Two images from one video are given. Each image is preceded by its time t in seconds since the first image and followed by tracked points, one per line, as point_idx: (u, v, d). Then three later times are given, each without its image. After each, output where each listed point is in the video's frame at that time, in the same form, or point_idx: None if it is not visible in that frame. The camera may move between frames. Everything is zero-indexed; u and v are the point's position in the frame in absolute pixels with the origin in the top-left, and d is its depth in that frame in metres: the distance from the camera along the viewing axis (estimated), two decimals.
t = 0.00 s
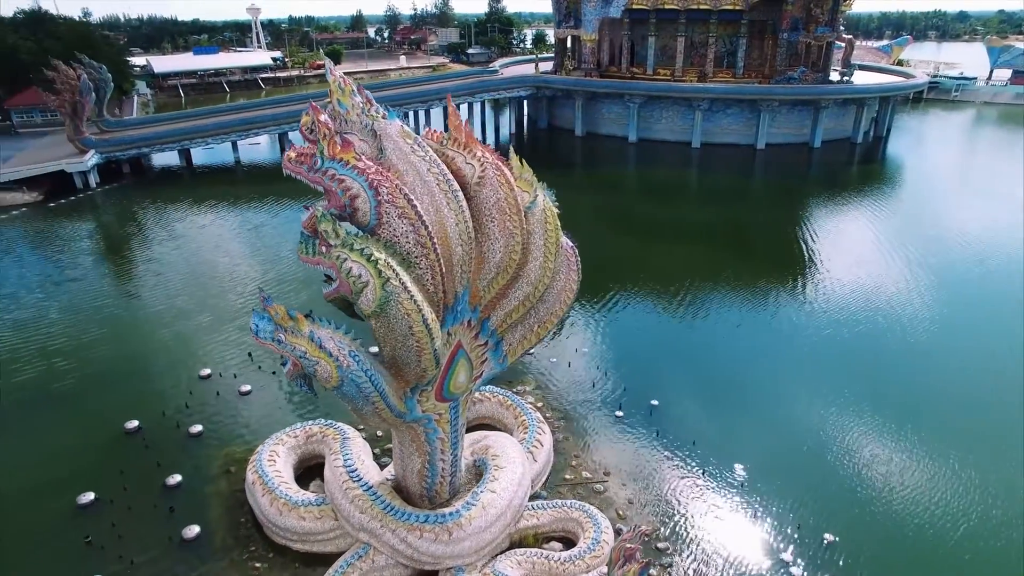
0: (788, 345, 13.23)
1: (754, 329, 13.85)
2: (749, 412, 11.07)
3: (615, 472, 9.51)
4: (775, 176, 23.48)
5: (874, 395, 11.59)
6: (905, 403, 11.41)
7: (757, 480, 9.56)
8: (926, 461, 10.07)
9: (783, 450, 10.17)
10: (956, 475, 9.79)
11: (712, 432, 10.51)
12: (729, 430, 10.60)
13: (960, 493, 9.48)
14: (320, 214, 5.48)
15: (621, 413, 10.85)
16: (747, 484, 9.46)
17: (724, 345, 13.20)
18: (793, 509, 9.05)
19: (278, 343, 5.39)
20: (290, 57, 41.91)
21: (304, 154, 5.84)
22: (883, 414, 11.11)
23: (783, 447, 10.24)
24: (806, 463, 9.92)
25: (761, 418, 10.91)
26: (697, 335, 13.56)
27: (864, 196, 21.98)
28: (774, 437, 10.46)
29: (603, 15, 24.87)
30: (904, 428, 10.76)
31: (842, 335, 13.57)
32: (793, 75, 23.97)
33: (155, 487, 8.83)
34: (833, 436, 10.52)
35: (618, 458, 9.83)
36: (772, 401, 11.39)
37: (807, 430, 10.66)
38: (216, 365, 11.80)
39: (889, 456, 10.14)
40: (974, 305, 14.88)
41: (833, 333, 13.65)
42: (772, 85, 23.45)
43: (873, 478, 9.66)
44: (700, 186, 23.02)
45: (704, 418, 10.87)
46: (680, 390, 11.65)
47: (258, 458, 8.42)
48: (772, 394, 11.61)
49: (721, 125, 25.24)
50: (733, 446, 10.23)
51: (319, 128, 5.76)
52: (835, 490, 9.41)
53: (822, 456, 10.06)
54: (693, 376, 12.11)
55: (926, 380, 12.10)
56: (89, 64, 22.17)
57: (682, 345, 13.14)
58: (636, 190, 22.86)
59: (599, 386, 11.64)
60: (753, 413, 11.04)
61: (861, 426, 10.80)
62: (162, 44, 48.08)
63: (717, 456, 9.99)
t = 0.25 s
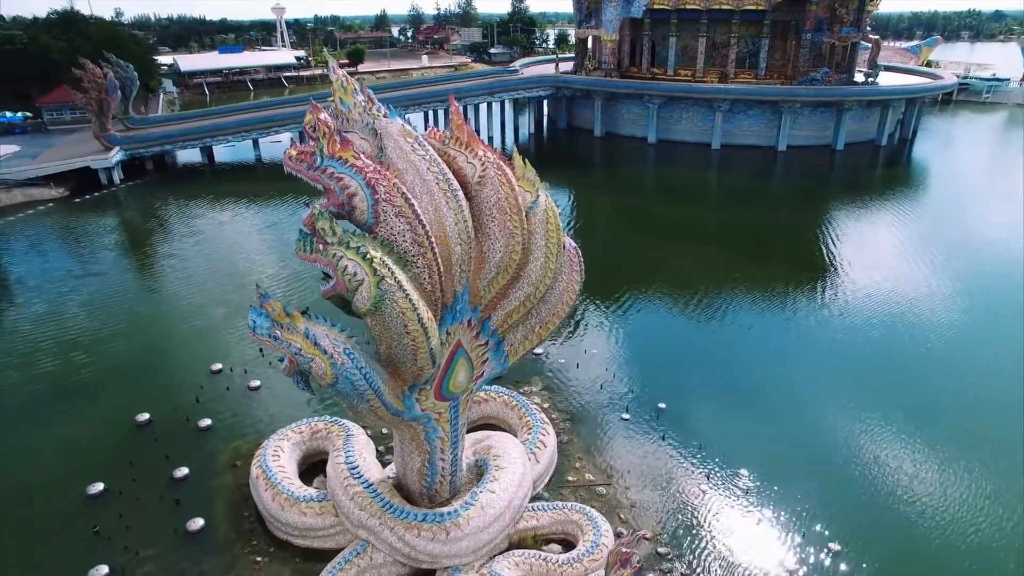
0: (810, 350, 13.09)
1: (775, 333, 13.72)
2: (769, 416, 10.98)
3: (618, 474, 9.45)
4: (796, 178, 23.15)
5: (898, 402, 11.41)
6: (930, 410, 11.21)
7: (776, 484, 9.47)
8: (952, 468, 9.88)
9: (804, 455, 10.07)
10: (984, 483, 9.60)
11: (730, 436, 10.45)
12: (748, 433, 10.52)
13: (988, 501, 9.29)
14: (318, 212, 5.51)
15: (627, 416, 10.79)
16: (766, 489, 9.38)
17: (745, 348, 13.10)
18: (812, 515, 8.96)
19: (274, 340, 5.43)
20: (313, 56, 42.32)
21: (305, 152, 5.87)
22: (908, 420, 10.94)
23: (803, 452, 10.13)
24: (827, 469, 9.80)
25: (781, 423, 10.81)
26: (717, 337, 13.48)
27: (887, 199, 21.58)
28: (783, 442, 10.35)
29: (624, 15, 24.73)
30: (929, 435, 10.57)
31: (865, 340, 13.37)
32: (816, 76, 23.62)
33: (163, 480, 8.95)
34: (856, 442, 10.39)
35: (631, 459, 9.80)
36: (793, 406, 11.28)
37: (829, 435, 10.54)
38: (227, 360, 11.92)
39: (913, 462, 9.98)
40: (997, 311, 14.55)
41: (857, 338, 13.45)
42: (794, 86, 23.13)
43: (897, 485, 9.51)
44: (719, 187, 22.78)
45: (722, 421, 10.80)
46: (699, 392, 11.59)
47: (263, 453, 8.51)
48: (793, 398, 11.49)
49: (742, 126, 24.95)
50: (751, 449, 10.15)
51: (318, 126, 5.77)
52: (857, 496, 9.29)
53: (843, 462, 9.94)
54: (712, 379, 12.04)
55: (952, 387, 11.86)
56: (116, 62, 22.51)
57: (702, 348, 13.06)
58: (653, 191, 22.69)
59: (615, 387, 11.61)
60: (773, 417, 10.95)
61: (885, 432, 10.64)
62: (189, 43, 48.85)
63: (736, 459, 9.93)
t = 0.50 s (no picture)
0: (835, 355, 12.88)
1: (799, 337, 13.53)
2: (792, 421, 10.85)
3: (622, 477, 9.37)
4: (820, 181, 22.76)
5: (926, 411, 11.19)
6: (959, 419, 10.99)
7: (798, 492, 9.37)
8: (974, 480, 9.68)
9: (826, 463, 9.93)
10: (999, 496, 9.37)
11: (744, 441, 10.34)
12: (770, 439, 10.42)
13: (1020, 515, 9.09)
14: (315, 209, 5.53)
15: (633, 418, 10.69)
16: (787, 495, 9.29)
17: (768, 351, 12.95)
18: (835, 524, 8.85)
19: (270, 336, 5.49)
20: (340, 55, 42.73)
21: (304, 150, 5.91)
22: (922, 430, 10.71)
23: (827, 460, 10.00)
24: (850, 477, 9.68)
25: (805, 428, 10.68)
26: (739, 340, 13.34)
27: (913, 203, 21.11)
28: (793, 449, 10.19)
29: (647, 15, 24.57)
30: (958, 445, 10.37)
31: (888, 346, 13.12)
32: (842, 77, 23.23)
33: (171, 472, 9.10)
34: (883, 450, 10.24)
35: (646, 462, 9.74)
36: (816, 412, 11.12)
37: (854, 443, 10.39)
38: (240, 354, 12.08)
39: (933, 473, 9.79)
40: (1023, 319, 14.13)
41: (883, 344, 13.20)
42: (819, 88, 22.77)
43: (923, 496, 9.35)
44: (740, 190, 22.50)
45: (743, 425, 10.70)
46: (719, 396, 11.48)
47: (268, 448, 8.60)
48: (816, 404, 11.33)
49: (765, 128, 24.62)
50: (773, 455, 10.04)
51: (316, 125, 5.81)
52: (881, 506, 9.16)
53: (868, 471, 9.79)
54: (734, 383, 11.92)
55: (975, 397, 11.58)
56: (144, 60, 22.92)
57: (724, 351, 12.94)
58: (673, 193, 22.49)
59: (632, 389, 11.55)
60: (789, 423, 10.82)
61: (912, 440, 10.47)
62: (218, 42, 49.62)
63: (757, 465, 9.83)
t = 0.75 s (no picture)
0: (860, 360, 12.72)
1: (824, 341, 13.38)
2: (816, 426, 10.74)
3: (625, 481, 9.29)
4: (840, 184, 22.42)
5: (954, 418, 11.00)
6: (983, 428, 10.76)
7: (822, 497, 9.27)
8: (989, 490, 9.47)
9: (851, 469, 9.82)
10: (1014, 506, 9.16)
11: (752, 446, 10.22)
12: (778, 444, 10.28)
13: None
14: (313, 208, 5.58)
15: (638, 422, 10.62)
16: (810, 500, 9.20)
17: (780, 356, 12.79)
18: (860, 530, 8.75)
19: (265, 332, 5.50)
20: (361, 54, 43.05)
21: (303, 148, 5.95)
22: (936, 438, 10.51)
23: (852, 466, 9.88)
24: (876, 483, 9.56)
25: (829, 433, 10.56)
26: (761, 344, 13.23)
27: (936, 208, 20.71)
28: (801, 455, 10.05)
29: (667, 15, 24.40)
30: (988, 453, 10.18)
31: (904, 353, 12.89)
32: (865, 79, 22.86)
33: (177, 464, 9.22)
34: (894, 458, 10.06)
35: (661, 465, 9.70)
36: (840, 417, 11.00)
37: (880, 449, 10.26)
38: (250, 350, 12.23)
39: (947, 482, 9.60)
40: None
41: (910, 350, 13.00)
42: (841, 90, 22.45)
43: (952, 504, 9.20)
44: (758, 192, 22.24)
45: (765, 429, 10.63)
46: (742, 399, 11.40)
47: (272, 443, 8.69)
48: (841, 409, 11.21)
49: (785, 130, 24.33)
50: (796, 460, 9.96)
51: (316, 124, 5.84)
52: (908, 514, 9.03)
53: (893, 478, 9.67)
54: (757, 386, 11.83)
55: (993, 406, 11.33)
56: (167, 59, 23.23)
57: (747, 354, 12.84)
58: (690, 195, 22.31)
59: (651, 391, 11.52)
60: (799, 428, 10.67)
61: (933, 449, 10.27)
62: (242, 41, 50.26)
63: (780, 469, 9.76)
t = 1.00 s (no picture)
0: (886, 366, 12.48)
1: (841, 347, 13.13)
2: (838, 431, 10.59)
3: (629, 485, 9.21)
4: (865, 188, 22.00)
5: (979, 427, 10.72)
6: (1004, 439, 10.46)
7: (842, 503, 9.13)
8: (1008, 502, 9.21)
9: (874, 475, 9.66)
10: None
11: (763, 452, 10.06)
12: (789, 451, 10.11)
13: None
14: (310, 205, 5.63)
15: (645, 425, 10.52)
16: (830, 506, 9.06)
17: (795, 361, 12.58)
18: (882, 538, 8.60)
19: (262, 328, 5.57)
20: (387, 54, 43.38)
21: (304, 146, 5.99)
22: (955, 448, 10.25)
23: (874, 473, 9.72)
24: (898, 490, 9.39)
25: (851, 439, 10.41)
26: (784, 347, 13.06)
27: (964, 213, 20.21)
28: (813, 463, 9.88)
29: (691, 15, 24.17)
30: (1009, 465, 9.90)
31: (924, 361, 12.61)
32: (894, 80, 22.41)
33: (186, 457, 9.38)
34: (909, 468, 9.84)
35: (677, 467, 9.64)
36: (862, 423, 10.83)
37: (905, 456, 10.07)
38: (264, 345, 12.39)
39: (964, 493, 9.36)
40: None
41: (937, 357, 12.73)
42: (867, 91, 22.04)
43: (979, 514, 9.00)
44: (780, 195, 21.93)
45: (777, 435, 10.45)
46: (762, 403, 11.28)
47: (277, 438, 8.80)
48: (863, 415, 11.03)
49: (809, 133, 23.96)
50: (816, 465, 9.82)
51: (316, 122, 5.87)
52: (932, 522, 8.86)
53: (917, 486, 9.49)
54: (778, 390, 11.70)
55: (1015, 416, 11.03)
56: (193, 58, 23.63)
57: (761, 358, 12.65)
58: (710, 197, 22.08)
59: (669, 393, 11.46)
60: (812, 435, 10.49)
61: (950, 459, 10.02)
62: (271, 40, 50.96)
63: (800, 474, 9.64)
